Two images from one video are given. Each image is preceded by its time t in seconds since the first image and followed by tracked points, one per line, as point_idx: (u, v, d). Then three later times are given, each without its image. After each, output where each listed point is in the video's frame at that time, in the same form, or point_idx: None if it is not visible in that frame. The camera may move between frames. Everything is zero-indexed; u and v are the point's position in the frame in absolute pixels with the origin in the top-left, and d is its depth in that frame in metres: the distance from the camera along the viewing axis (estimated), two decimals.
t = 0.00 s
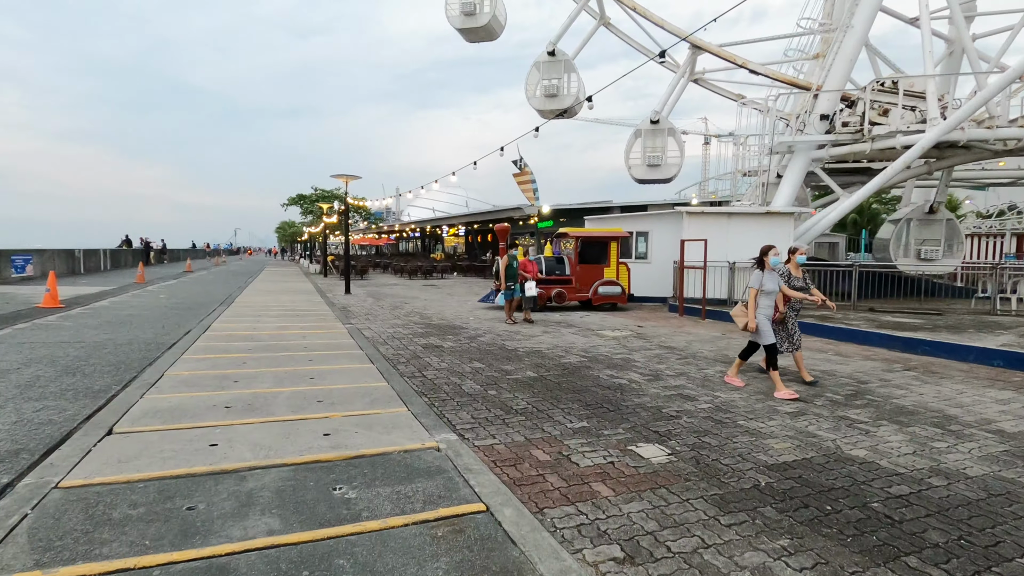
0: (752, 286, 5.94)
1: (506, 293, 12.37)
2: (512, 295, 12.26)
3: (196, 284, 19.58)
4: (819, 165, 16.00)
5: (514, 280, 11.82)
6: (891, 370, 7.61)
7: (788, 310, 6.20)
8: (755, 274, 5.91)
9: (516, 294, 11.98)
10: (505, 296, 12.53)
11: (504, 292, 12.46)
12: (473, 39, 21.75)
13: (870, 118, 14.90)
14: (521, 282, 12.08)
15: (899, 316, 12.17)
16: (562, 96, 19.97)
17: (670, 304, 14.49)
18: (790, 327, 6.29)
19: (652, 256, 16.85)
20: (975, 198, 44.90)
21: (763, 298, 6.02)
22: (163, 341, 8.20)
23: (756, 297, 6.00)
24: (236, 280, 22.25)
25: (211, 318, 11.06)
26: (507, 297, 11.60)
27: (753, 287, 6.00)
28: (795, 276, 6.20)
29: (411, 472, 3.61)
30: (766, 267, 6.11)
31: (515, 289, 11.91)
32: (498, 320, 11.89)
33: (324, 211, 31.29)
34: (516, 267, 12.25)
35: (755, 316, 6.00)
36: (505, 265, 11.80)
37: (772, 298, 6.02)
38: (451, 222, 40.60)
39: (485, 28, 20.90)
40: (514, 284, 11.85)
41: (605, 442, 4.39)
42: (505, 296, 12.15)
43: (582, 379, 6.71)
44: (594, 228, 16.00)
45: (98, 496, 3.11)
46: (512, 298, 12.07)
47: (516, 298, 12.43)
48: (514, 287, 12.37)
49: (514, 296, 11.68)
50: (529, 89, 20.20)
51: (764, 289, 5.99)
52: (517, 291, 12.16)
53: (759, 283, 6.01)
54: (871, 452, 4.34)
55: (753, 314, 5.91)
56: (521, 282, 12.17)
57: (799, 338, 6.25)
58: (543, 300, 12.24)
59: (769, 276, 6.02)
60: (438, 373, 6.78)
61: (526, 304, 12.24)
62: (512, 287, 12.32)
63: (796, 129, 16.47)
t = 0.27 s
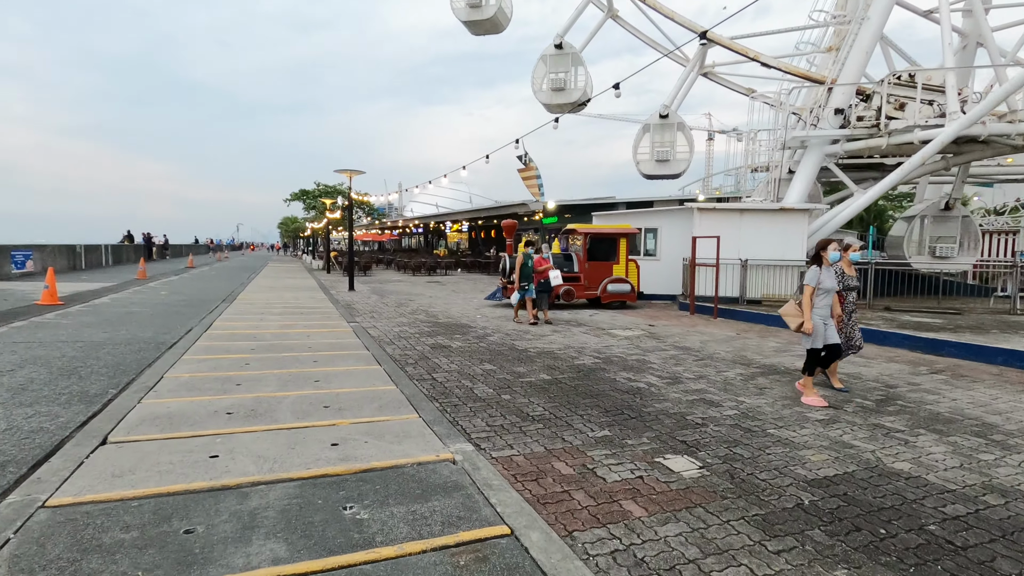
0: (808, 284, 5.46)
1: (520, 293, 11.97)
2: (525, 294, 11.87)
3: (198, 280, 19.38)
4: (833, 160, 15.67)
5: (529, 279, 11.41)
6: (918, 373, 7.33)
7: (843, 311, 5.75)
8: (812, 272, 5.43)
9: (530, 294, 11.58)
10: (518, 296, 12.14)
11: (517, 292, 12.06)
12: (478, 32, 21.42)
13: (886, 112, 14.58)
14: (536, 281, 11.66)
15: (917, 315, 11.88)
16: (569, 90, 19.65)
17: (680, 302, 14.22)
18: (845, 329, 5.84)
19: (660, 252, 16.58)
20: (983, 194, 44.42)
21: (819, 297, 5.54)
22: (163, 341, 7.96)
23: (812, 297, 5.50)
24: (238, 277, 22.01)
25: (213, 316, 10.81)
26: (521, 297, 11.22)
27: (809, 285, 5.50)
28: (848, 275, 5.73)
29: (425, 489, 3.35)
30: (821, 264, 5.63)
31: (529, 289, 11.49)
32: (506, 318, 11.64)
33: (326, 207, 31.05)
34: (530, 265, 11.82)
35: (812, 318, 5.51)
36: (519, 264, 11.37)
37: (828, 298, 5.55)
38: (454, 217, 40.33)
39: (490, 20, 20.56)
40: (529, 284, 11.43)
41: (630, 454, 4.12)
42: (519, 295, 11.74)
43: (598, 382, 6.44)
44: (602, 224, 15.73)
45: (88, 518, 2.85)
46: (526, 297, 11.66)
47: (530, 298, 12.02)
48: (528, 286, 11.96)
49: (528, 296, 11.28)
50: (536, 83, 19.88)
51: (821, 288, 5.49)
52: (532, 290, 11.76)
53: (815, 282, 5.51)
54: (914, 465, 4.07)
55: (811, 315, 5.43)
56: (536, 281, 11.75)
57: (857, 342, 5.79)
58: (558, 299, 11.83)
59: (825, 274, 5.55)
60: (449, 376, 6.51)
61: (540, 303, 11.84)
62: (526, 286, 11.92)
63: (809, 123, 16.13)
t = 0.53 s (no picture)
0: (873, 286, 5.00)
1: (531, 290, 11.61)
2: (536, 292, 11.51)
3: (195, 275, 19.11)
4: (842, 155, 15.40)
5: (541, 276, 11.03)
6: (940, 373, 7.08)
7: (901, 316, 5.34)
8: (876, 272, 5.00)
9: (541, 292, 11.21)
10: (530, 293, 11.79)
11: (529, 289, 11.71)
12: (481, 24, 21.09)
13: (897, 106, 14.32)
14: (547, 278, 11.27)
15: (930, 313, 11.63)
16: (572, 83, 19.34)
17: (686, 299, 13.96)
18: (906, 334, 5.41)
19: (665, 248, 16.34)
20: (985, 190, 44.13)
21: (884, 300, 5.07)
22: (158, 338, 7.69)
23: (874, 299, 5.05)
24: (236, 272, 21.72)
25: (210, 312, 10.52)
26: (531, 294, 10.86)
27: (871, 287, 5.05)
28: (907, 277, 5.32)
29: (438, 502, 3.08)
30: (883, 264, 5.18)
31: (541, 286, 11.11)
32: (510, 316, 11.38)
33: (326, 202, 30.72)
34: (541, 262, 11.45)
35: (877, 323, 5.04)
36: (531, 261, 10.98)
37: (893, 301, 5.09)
38: (454, 213, 40.04)
39: (493, 12, 20.23)
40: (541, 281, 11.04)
41: (653, 462, 3.85)
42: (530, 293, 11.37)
43: (611, 383, 6.16)
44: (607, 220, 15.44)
45: (66, 536, 2.59)
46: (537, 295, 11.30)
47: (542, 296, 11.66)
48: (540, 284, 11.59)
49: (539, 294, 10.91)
50: (539, 75, 19.57)
51: (885, 289, 5.05)
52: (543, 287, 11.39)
53: (878, 283, 5.06)
54: (957, 475, 3.80)
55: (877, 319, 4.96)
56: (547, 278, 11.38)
57: (921, 346, 5.41)
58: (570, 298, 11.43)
59: (889, 275, 5.10)
60: (454, 376, 6.24)
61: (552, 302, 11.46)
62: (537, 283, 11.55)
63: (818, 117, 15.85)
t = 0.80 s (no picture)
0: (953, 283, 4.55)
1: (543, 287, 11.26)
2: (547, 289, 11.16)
3: (191, 269, 18.78)
4: (852, 150, 15.11)
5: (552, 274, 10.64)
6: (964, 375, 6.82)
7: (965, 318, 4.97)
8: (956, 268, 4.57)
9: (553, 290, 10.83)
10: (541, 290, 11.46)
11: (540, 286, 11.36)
12: (483, 14, 20.70)
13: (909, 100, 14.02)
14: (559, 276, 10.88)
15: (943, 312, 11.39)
16: (576, 76, 19.00)
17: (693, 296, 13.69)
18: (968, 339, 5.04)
19: (671, 244, 16.07)
20: (987, 188, 43.94)
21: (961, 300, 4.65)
22: (150, 335, 7.40)
23: (954, 299, 4.60)
24: (233, 266, 21.38)
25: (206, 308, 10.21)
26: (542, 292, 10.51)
27: (949, 284, 4.61)
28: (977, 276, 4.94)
29: (452, 524, 2.80)
30: (953, 261, 4.78)
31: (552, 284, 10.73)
32: (514, 313, 11.10)
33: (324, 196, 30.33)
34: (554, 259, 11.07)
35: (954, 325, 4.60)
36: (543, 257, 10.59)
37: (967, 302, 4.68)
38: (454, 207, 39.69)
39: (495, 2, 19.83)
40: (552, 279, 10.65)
41: (680, 475, 3.58)
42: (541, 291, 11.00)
43: (625, 385, 5.89)
44: (612, 215, 15.14)
45: (37, 567, 2.30)
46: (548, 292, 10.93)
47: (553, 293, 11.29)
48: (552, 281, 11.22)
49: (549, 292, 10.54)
50: (542, 67, 19.22)
51: (963, 288, 4.63)
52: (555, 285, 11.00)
53: (956, 280, 4.63)
54: (1006, 491, 3.54)
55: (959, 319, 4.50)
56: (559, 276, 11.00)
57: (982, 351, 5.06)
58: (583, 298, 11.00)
59: (965, 273, 4.69)
60: (461, 378, 5.96)
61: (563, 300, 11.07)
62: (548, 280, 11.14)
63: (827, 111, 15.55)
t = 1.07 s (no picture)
0: None
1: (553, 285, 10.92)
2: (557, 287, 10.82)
3: (186, 265, 18.45)
4: (859, 144, 14.87)
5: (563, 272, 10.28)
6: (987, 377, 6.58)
7: None
8: None
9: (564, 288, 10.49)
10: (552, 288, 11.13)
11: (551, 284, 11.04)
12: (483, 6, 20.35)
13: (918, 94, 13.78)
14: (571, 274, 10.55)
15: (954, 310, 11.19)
16: (577, 69, 18.68)
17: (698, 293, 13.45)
18: None
19: (674, 240, 15.82)
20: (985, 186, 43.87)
21: None
22: (141, 335, 7.10)
23: None
24: (228, 262, 21.03)
25: (200, 305, 9.92)
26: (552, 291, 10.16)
27: None
28: None
29: (467, 552, 2.53)
30: None
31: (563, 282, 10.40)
32: (517, 311, 10.84)
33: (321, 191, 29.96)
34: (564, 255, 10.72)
35: None
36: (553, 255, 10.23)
37: None
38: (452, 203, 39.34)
39: None
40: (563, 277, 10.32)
41: (709, 491, 3.32)
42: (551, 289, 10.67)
43: (637, 388, 5.63)
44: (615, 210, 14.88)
45: None
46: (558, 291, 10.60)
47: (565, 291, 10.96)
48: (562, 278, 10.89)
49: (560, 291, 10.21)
50: (543, 60, 18.90)
51: None
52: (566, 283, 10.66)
53: None
54: None
55: None
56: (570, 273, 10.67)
57: None
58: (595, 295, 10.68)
59: None
60: (465, 380, 5.69)
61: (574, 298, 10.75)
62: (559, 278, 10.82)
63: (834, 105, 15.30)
